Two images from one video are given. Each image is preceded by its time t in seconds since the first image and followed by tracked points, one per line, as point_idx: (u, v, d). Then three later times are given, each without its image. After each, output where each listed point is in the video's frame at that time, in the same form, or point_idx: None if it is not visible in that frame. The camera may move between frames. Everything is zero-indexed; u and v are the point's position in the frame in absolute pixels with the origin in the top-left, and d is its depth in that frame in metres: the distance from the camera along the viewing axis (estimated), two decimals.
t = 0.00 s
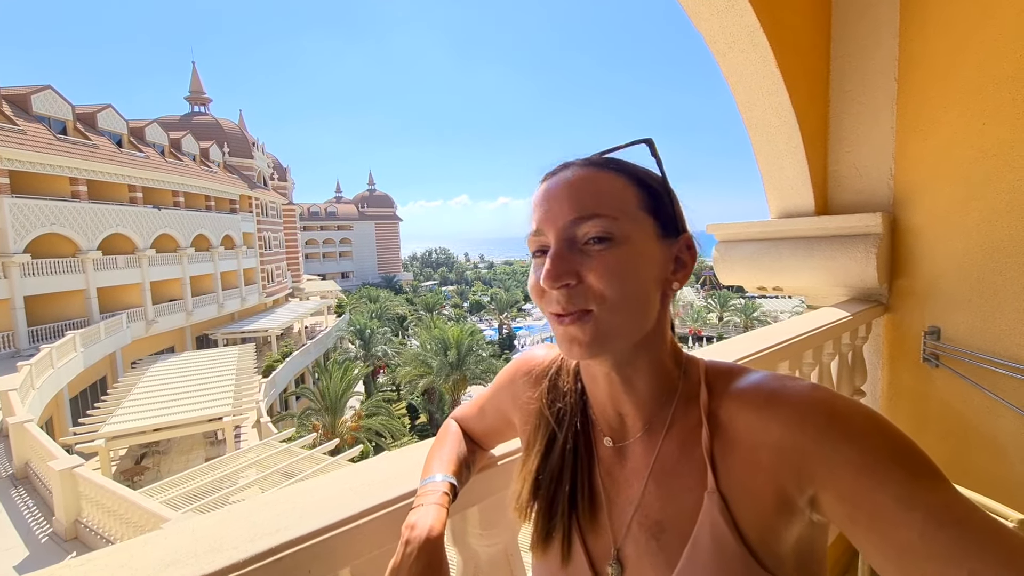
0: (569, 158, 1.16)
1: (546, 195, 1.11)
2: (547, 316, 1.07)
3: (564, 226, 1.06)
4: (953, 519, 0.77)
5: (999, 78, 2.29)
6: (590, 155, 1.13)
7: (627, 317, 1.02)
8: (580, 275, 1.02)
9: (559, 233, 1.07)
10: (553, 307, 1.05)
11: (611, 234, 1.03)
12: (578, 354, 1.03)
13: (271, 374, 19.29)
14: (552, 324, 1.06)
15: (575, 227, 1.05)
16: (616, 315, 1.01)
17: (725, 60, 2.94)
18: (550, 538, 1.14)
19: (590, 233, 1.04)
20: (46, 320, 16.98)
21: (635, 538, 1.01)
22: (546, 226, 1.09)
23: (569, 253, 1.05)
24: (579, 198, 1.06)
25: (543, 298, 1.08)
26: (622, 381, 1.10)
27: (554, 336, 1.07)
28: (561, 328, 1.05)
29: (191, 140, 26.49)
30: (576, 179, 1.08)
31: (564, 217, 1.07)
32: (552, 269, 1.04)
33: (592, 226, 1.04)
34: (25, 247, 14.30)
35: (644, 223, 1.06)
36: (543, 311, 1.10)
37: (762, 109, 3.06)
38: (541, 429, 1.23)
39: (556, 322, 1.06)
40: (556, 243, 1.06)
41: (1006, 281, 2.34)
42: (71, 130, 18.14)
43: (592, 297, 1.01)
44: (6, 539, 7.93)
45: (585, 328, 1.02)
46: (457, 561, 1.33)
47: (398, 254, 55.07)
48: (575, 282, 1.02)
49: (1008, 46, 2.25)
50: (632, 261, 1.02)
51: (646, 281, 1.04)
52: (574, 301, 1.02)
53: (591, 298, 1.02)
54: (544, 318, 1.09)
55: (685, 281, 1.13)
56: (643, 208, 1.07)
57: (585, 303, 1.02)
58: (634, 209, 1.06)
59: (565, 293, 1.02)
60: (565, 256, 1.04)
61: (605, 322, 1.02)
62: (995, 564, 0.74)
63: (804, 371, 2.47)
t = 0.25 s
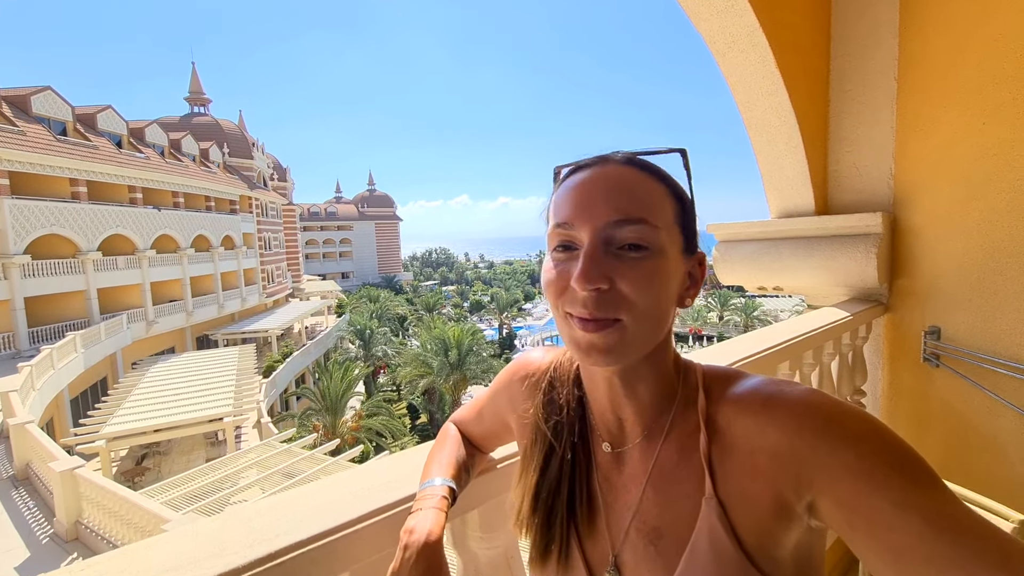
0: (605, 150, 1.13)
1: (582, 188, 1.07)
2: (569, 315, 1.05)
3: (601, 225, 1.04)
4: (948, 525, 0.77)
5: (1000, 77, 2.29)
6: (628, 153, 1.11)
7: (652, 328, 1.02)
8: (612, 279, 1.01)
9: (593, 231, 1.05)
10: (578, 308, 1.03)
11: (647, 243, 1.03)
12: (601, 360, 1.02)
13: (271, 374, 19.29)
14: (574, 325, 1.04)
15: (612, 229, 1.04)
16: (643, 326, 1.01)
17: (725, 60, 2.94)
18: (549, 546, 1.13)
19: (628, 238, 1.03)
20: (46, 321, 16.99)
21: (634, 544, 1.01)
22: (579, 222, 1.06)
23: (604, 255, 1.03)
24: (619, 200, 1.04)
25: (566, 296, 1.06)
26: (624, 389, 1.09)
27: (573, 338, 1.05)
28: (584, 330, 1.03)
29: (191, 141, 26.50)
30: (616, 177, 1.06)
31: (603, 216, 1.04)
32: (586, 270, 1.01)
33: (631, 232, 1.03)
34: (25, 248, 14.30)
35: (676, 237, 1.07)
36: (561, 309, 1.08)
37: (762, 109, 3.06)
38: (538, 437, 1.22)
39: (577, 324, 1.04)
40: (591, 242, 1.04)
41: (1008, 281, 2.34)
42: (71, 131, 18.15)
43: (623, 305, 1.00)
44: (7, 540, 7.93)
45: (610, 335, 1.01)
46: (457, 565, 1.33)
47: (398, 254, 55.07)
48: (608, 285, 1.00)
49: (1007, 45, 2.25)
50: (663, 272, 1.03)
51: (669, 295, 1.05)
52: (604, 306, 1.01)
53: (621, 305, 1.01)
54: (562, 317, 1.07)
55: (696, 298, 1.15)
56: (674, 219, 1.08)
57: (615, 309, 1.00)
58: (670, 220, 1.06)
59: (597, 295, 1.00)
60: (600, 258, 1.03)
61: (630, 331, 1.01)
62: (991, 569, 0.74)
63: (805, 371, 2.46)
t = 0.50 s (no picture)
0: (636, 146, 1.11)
1: (616, 182, 1.06)
2: (590, 309, 1.04)
3: (634, 222, 1.03)
4: (953, 525, 0.76)
5: (1001, 76, 2.28)
6: (662, 152, 1.10)
7: (672, 332, 1.03)
8: (641, 279, 1.01)
9: (624, 228, 1.03)
10: (602, 305, 1.02)
11: (675, 247, 1.03)
12: (619, 360, 1.02)
13: (272, 374, 19.30)
14: (596, 321, 1.03)
15: (644, 228, 1.03)
16: (666, 328, 1.02)
17: (725, 59, 2.93)
18: (551, 546, 1.14)
19: (659, 239, 1.03)
20: (47, 321, 17.00)
21: (636, 545, 1.01)
22: (610, 217, 1.05)
23: (634, 254, 1.02)
24: (653, 200, 1.04)
25: (589, 291, 1.05)
26: (631, 390, 1.09)
27: (592, 334, 1.04)
28: (607, 327, 1.02)
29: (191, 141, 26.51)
30: (652, 176, 1.05)
31: (637, 214, 1.03)
32: (617, 266, 1.01)
33: (662, 233, 1.03)
34: (26, 249, 14.30)
35: (697, 243, 1.09)
36: (581, 302, 1.06)
37: (762, 109, 3.06)
38: (540, 439, 1.22)
39: (598, 320, 1.03)
40: (623, 239, 1.03)
41: (1009, 280, 2.34)
42: (71, 131, 18.16)
43: (649, 307, 1.00)
44: (8, 540, 7.94)
45: (633, 334, 1.01)
46: (459, 565, 1.33)
47: (399, 254, 55.06)
48: (636, 284, 1.00)
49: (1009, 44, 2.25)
50: (686, 277, 1.04)
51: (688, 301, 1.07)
52: (631, 305, 1.00)
53: (648, 305, 1.01)
54: (582, 311, 1.05)
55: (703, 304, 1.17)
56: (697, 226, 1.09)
57: (640, 309, 1.00)
58: (694, 226, 1.07)
59: (625, 293, 1.00)
60: (630, 256, 1.02)
61: (652, 333, 1.02)
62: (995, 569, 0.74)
63: (806, 371, 2.46)
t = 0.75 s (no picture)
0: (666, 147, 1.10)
1: (640, 181, 1.05)
2: (596, 304, 1.03)
3: (653, 224, 1.02)
4: (961, 524, 0.76)
5: (1002, 75, 2.28)
6: (693, 157, 1.09)
7: (678, 338, 1.03)
8: (652, 281, 1.00)
9: (642, 228, 1.02)
10: (609, 301, 1.02)
11: (691, 254, 1.02)
12: (620, 355, 1.01)
13: (272, 374, 19.29)
14: (599, 315, 1.03)
15: (664, 232, 1.02)
16: (672, 333, 1.02)
17: (727, 58, 2.93)
18: (552, 547, 1.13)
19: (676, 245, 1.02)
20: (47, 322, 16.99)
21: (639, 545, 1.00)
22: (629, 215, 1.04)
23: (648, 255, 1.01)
24: (678, 203, 1.03)
25: (598, 285, 1.04)
26: (633, 390, 1.08)
27: (594, 328, 1.04)
28: (610, 325, 1.01)
29: (191, 141, 26.50)
30: (679, 179, 1.04)
31: (658, 216, 1.02)
32: (629, 264, 1.00)
33: (680, 238, 1.02)
34: (26, 249, 14.30)
35: (714, 254, 1.08)
36: (587, 296, 1.06)
37: (764, 108, 3.05)
38: (541, 438, 1.21)
39: (603, 315, 1.03)
40: (640, 238, 1.02)
41: (1010, 279, 2.33)
42: (71, 131, 18.15)
43: (656, 309, 1.00)
44: (8, 541, 7.93)
45: (638, 334, 1.00)
46: (462, 565, 1.33)
47: (399, 254, 55.06)
48: (647, 286, 0.99)
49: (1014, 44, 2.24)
50: (697, 286, 1.03)
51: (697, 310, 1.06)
52: (638, 305, 0.99)
53: (656, 307, 1.00)
54: (588, 305, 1.05)
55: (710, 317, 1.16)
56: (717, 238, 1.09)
57: (648, 310, 1.00)
58: (713, 236, 1.07)
59: (633, 293, 0.99)
60: (644, 255, 1.01)
61: (658, 336, 1.01)
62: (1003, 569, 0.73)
63: (808, 370, 2.46)
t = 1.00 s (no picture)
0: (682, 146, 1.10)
1: (647, 177, 1.06)
2: (590, 297, 1.06)
3: (655, 222, 1.03)
4: (956, 516, 0.77)
5: (1001, 73, 2.29)
6: (707, 157, 1.08)
7: (672, 337, 1.04)
8: (647, 278, 1.01)
9: (644, 225, 1.04)
10: (602, 294, 1.04)
11: (693, 255, 1.03)
12: (610, 349, 1.02)
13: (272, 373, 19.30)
14: (593, 308, 1.05)
15: (666, 230, 1.03)
16: (666, 332, 1.02)
17: (727, 57, 2.93)
18: (551, 541, 1.14)
19: (677, 244, 1.03)
20: (48, 321, 17.00)
21: (637, 537, 1.01)
22: (633, 211, 1.05)
23: (646, 251, 1.02)
24: (684, 203, 1.03)
25: (594, 279, 1.06)
26: (629, 385, 1.09)
27: (587, 320, 1.06)
28: (602, 319, 1.03)
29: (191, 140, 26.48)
30: (688, 179, 1.04)
31: (660, 215, 1.03)
32: (625, 259, 1.02)
33: (682, 238, 1.02)
34: (26, 248, 14.31)
35: (718, 258, 1.08)
36: (585, 289, 1.08)
37: (764, 106, 3.06)
38: (540, 433, 1.22)
39: (597, 309, 1.05)
40: (640, 234, 1.03)
41: (1010, 277, 2.34)
42: (70, 130, 18.14)
43: (649, 306, 1.01)
44: (10, 539, 7.95)
45: (630, 330, 1.01)
46: (464, 560, 1.33)
47: (399, 253, 55.05)
48: (641, 282, 1.00)
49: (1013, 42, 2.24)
50: (695, 287, 1.03)
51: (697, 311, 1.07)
52: (631, 300, 1.01)
53: (650, 304, 1.01)
54: (585, 297, 1.07)
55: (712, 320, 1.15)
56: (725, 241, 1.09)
57: (641, 306, 1.01)
58: (718, 240, 1.06)
59: (626, 289, 1.01)
60: (640, 252, 1.02)
61: (649, 334, 1.02)
62: (998, 561, 0.75)
63: (807, 368, 2.47)
